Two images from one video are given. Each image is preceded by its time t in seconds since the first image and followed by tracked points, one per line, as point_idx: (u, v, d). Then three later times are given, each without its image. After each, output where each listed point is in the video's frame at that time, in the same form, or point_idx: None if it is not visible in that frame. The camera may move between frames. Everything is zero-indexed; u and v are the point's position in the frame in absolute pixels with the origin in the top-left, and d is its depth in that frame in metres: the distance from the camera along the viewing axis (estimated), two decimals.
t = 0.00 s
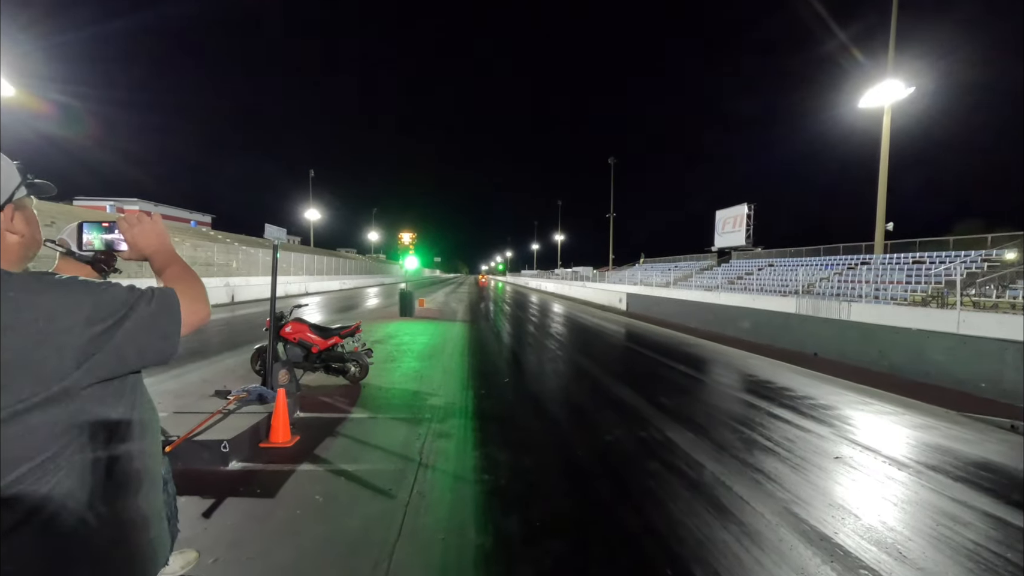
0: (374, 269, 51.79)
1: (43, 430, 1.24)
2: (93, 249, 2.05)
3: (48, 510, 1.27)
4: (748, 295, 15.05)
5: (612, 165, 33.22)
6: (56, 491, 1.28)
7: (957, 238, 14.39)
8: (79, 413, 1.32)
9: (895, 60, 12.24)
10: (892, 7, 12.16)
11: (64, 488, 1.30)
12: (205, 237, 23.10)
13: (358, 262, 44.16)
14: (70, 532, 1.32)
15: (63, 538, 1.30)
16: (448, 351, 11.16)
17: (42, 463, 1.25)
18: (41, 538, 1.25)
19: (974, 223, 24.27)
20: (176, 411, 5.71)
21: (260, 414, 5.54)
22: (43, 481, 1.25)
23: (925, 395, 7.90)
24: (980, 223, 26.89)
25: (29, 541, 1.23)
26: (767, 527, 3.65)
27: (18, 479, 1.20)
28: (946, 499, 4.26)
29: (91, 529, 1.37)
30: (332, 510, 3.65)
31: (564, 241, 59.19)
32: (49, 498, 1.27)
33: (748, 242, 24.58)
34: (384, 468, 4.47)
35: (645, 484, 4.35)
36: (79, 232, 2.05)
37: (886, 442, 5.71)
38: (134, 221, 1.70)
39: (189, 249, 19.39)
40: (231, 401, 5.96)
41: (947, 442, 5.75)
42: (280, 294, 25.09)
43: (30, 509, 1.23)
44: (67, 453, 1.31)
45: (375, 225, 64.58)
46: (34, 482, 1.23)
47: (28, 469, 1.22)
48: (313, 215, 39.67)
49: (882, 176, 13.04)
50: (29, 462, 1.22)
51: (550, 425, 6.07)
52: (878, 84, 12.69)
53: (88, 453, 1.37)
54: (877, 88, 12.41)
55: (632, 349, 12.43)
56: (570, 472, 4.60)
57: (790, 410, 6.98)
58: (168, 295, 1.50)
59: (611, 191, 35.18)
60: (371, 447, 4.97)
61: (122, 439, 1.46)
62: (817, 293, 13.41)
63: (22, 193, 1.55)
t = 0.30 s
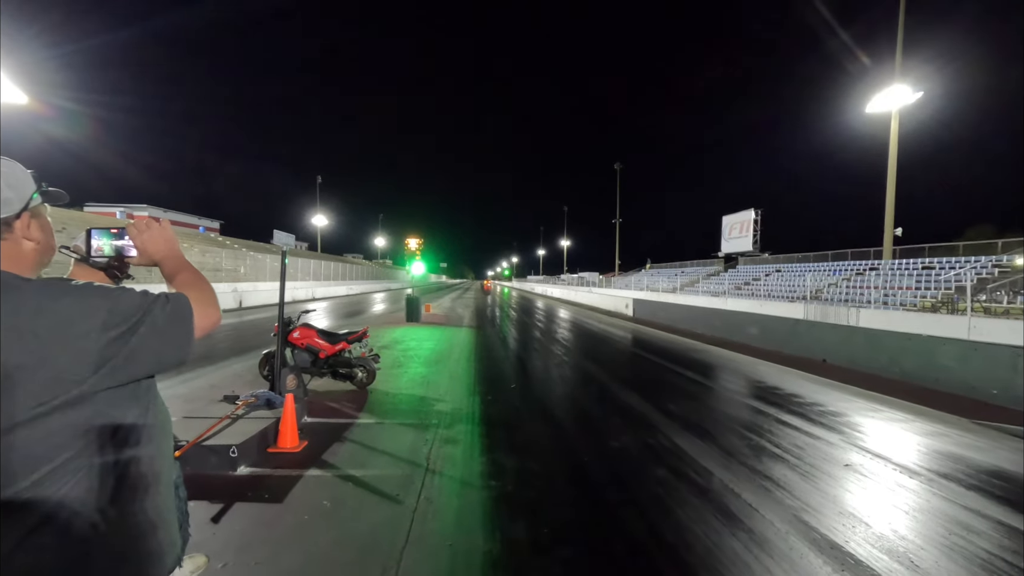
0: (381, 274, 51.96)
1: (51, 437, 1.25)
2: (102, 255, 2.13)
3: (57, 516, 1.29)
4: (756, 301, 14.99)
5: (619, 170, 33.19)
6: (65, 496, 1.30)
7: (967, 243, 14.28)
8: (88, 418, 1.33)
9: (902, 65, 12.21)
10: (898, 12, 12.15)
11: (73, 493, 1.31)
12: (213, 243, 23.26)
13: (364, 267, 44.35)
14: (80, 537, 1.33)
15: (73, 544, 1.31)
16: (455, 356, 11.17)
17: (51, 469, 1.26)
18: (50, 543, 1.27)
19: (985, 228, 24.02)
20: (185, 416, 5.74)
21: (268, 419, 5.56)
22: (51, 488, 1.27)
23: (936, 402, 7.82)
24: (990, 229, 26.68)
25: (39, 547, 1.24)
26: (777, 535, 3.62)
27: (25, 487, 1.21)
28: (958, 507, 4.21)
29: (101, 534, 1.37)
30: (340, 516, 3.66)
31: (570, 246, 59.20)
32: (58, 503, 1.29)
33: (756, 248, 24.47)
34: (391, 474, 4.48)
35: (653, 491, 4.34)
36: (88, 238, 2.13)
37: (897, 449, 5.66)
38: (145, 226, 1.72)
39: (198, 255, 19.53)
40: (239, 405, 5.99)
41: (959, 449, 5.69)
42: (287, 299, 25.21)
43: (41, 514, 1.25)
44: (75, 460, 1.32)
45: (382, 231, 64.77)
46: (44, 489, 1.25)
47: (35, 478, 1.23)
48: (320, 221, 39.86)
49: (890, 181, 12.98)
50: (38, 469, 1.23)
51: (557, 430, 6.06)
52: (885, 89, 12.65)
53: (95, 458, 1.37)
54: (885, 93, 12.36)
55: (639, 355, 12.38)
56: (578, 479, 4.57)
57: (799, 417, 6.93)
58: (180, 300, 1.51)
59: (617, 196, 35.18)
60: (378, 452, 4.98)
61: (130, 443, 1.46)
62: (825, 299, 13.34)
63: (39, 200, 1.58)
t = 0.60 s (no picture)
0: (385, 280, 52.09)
1: (57, 444, 1.25)
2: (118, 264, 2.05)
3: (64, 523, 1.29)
4: (761, 306, 14.95)
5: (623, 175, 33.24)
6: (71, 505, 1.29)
7: (973, 248, 14.20)
8: (96, 422, 1.33)
9: (907, 70, 12.20)
10: (903, 17, 12.15)
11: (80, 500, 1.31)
12: (219, 249, 23.39)
13: (369, 273, 44.51)
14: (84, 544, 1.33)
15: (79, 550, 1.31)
16: (459, 362, 11.17)
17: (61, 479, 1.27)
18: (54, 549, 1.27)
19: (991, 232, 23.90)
20: (191, 422, 5.76)
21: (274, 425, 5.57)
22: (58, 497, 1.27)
23: (944, 409, 7.77)
24: (996, 233, 26.58)
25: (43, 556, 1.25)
26: (784, 543, 3.59)
27: (31, 494, 1.22)
28: (968, 515, 4.17)
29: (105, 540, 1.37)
30: (346, 522, 3.66)
31: (574, 251, 59.20)
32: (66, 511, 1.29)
33: (761, 253, 24.41)
34: (397, 480, 4.48)
35: (659, 498, 4.32)
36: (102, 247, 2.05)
37: (905, 456, 5.61)
38: (158, 235, 1.73)
39: (204, 261, 19.65)
40: (245, 412, 6.00)
41: (968, 457, 5.64)
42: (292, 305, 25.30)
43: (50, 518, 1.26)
44: (81, 463, 1.31)
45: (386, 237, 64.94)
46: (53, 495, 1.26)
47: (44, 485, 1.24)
48: (325, 226, 40.04)
49: (896, 186, 12.95)
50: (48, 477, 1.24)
51: (562, 436, 6.05)
52: (890, 94, 12.64)
53: (101, 462, 1.37)
54: (890, 97, 12.35)
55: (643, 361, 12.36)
56: (584, 486, 4.55)
57: (806, 424, 6.89)
58: (193, 312, 1.49)
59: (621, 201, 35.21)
60: (383, 458, 4.98)
61: (138, 448, 1.45)
62: (831, 305, 13.28)
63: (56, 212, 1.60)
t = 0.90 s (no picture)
0: (389, 285, 52.19)
1: (56, 450, 1.26)
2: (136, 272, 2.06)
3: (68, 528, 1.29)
4: (765, 311, 14.89)
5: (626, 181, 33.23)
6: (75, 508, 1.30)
7: (979, 253, 14.13)
8: (99, 427, 1.32)
9: (911, 75, 12.20)
10: (906, 22, 12.17)
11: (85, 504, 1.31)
12: (224, 254, 23.47)
13: (372, 278, 44.56)
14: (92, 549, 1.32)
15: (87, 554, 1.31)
16: (463, 368, 11.17)
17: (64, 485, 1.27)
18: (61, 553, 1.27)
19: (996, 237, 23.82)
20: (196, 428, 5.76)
21: (279, 431, 5.58)
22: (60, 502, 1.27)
23: (952, 415, 7.71)
24: (1002, 238, 26.47)
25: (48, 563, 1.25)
26: (791, 550, 3.58)
27: (31, 497, 1.23)
28: (976, 523, 4.14)
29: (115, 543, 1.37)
30: (352, 527, 3.67)
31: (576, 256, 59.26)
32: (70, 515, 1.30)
33: (765, 258, 24.35)
34: (402, 486, 4.48)
35: (665, 505, 4.30)
36: (118, 254, 2.10)
37: (912, 463, 5.58)
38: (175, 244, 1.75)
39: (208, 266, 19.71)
40: (250, 417, 6.03)
41: (977, 464, 5.60)
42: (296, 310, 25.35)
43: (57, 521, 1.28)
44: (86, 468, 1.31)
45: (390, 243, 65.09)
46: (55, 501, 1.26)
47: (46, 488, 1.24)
48: (329, 231, 40.12)
49: (900, 191, 12.92)
50: (48, 481, 1.25)
51: (567, 443, 6.04)
52: (894, 99, 12.64)
53: (105, 467, 1.35)
54: (894, 102, 12.34)
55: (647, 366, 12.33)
56: (589, 493, 4.53)
57: (811, 430, 6.85)
58: (209, 317, 1.52)
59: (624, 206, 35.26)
60: (387, 464, 4.98)
61: (144, 452, 1.42)
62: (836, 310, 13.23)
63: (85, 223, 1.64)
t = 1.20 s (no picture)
0: (392, 290, 52.20)
1: (69, 456, 1.24)
2: (166, 280, 2.33)
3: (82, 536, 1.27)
4: (768, 316, 14.85)
5: (628, 186, 33.22)
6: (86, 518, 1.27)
7: (983, 259, 14.09)
8: (113, 430, 1.30)
9: (913, 80, 12.21)
10: (908, 27, 12.20)
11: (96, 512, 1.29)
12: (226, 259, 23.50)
13: (374, 283, 44.54)
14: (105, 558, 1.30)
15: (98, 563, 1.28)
16: (465, 373, 11.15)
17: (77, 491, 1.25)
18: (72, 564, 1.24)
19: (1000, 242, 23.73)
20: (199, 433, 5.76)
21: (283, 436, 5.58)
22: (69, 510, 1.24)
23: (957, 421, 7.67)
24: (1005, 243, 26.39)
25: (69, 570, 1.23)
26: (797, 558, 3.55)
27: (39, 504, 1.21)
28: (983, 530, 4.12)
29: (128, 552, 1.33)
30: (357, 533, 3.67)
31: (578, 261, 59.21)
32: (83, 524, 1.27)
33: (768, 263, 24.30)
34: (405, 491, 4.47)
35: (669, 511, 4.28)
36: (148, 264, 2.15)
37: (917, 469, 5.55)
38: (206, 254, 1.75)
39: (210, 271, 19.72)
40: (254, 422, 6.04)
41: (981, 469, 5.57)
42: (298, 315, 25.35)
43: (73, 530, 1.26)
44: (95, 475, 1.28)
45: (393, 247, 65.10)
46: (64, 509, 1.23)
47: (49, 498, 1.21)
48: (331, 236, 40.20)
49: (903, 196, 12.91)
50: (64, 487, 1.23)
51: (570, 448, 6.02)
52: (896, 105, 12.65)
53: (108, 474, 1.31)
54: (897, 108, 12.34)
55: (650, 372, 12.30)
56: (593, 499, 4.51)
57: (816, 436, 6.82)
58: (241, 322, 1.57)
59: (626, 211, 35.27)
60: (390, 469, 4.97)
61: (145, 457, 1.37)
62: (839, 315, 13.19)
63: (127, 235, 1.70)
